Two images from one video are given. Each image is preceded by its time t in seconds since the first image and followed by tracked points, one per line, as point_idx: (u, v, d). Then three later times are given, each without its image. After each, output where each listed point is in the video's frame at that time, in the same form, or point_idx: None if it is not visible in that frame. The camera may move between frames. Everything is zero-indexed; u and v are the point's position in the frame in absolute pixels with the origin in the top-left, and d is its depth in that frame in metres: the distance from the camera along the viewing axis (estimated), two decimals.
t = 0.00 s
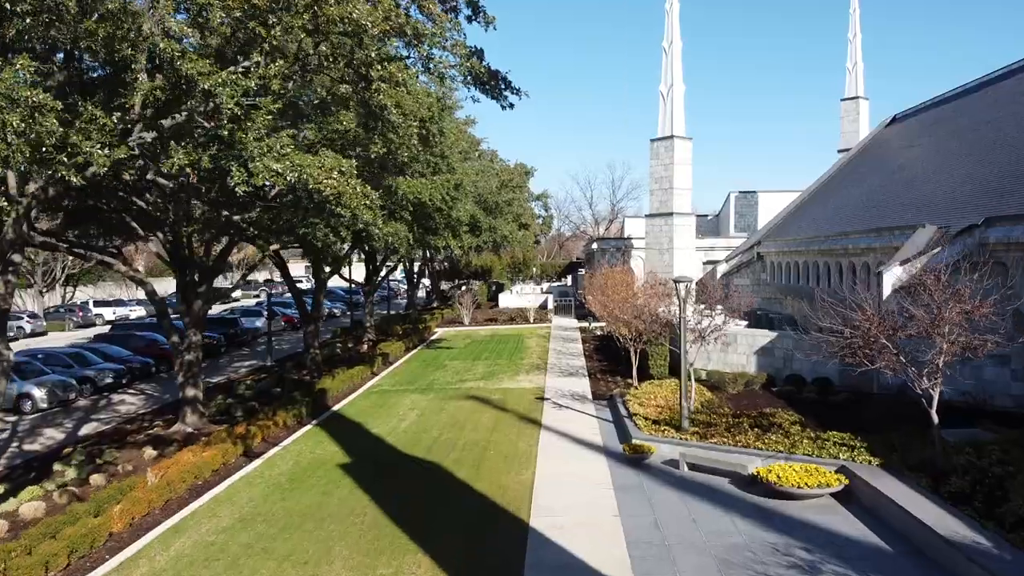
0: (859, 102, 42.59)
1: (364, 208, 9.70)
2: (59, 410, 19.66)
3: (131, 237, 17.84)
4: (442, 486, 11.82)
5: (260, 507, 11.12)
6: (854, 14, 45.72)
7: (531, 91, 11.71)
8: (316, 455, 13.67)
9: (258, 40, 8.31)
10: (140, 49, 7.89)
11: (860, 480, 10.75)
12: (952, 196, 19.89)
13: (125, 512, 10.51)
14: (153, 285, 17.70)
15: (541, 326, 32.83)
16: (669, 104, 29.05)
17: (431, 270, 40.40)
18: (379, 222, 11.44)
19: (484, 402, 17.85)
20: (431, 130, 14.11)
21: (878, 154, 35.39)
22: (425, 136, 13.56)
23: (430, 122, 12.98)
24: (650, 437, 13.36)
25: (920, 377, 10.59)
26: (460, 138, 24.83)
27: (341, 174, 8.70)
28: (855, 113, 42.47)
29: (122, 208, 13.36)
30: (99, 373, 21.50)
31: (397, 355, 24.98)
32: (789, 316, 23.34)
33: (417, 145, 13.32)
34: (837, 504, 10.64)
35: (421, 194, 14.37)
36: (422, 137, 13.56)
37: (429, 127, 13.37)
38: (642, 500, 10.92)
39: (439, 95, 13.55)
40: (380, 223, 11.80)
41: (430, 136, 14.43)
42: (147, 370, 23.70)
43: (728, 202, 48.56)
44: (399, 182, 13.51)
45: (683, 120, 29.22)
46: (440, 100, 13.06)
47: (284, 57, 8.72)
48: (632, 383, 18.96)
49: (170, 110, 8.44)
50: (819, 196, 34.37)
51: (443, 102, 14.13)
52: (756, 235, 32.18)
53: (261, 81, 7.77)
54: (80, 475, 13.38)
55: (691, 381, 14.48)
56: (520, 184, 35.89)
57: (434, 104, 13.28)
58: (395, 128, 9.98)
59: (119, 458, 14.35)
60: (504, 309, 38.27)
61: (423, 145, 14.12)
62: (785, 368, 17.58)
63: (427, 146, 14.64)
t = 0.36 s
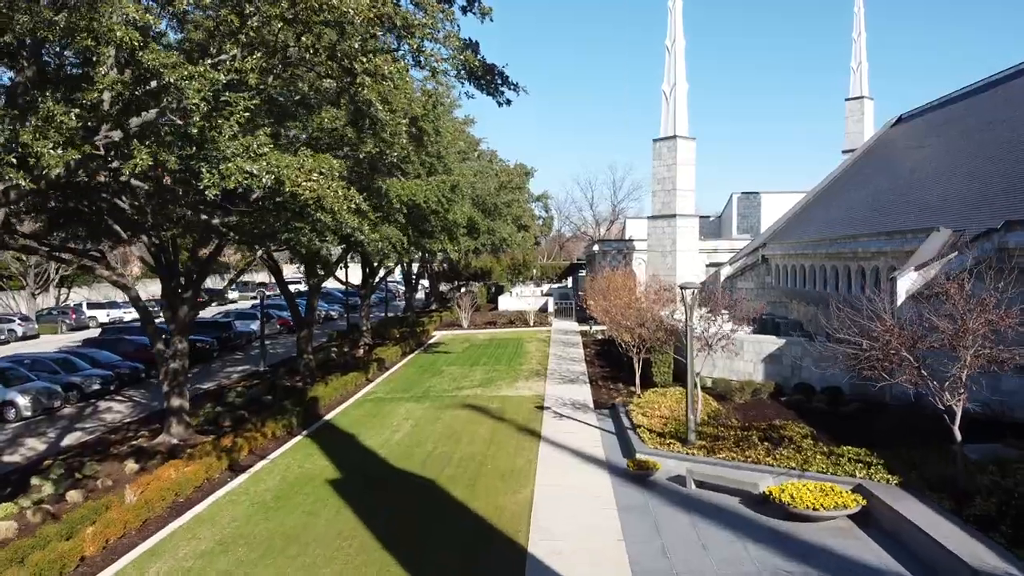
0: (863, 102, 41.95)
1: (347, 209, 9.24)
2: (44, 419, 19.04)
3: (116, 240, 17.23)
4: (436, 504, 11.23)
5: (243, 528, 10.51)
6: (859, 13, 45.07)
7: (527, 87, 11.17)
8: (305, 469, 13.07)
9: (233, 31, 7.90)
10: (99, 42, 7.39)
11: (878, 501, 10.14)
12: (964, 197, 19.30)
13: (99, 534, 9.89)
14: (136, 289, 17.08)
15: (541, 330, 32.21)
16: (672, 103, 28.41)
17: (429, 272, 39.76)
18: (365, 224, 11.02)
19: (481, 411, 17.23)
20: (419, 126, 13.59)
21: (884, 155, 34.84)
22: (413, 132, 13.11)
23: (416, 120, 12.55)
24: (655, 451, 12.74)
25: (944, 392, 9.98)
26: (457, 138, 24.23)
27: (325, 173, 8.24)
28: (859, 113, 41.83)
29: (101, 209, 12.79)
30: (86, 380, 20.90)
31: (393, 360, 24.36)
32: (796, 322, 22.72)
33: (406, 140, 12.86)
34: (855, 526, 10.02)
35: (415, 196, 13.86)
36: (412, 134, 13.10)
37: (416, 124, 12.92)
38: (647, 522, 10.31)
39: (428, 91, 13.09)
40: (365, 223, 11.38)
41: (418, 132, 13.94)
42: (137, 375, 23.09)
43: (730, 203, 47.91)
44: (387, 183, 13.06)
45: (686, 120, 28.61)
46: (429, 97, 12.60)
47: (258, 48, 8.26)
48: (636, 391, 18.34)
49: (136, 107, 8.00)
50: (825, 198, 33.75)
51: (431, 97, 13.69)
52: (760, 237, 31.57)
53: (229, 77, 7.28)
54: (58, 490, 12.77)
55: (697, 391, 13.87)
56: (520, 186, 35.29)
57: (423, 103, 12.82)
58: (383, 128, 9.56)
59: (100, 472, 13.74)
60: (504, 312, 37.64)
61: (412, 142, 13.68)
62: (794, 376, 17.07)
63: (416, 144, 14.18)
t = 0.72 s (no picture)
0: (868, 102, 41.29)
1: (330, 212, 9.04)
2: (27, 427, 18.44)
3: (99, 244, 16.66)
4: (426, 523, 10.70)
5: (224, 552, 9.91)
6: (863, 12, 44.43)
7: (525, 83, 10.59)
8: (291, 485, 12.47)
9: (203, 22, 7.69)
10: (55, 33, 7.24)
11: (899, 524, 9.52)
12: (977, 198, 18.71)
13: (68, 558, 9.28)
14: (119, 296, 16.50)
15: (541, 333, 31.61)
16: (675, 103, 27.82)
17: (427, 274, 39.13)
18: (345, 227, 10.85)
19: (478, 420, 16.63)
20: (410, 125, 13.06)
21: (890, 155, 34.28)
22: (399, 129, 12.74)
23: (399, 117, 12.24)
24: (659, 468, 12.14)
25: (970, 410, 9.36)
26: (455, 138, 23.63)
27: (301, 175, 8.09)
28: (864, 113, 41.19)
29: (78, 210, 12.26)
30: (72, 387, 20.31)
31: (389, 366, 23.75)
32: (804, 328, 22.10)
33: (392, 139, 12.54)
34: (874, 552, 9.41)
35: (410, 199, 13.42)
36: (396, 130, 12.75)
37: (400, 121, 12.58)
38: (649, 544, 9.74)
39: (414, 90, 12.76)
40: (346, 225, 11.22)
41: (409, 129, 13.45)
42: (125, 381, 22.50)
43: (732, 204, 47.26)
44: (377, 186, 12.69)
45: (689, 120, 28.02)
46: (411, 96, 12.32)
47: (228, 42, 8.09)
48: (638, 400, 17.73)
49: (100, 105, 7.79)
50: (830, 199, 33.14)
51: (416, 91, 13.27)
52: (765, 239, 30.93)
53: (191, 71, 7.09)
54: (33, 507, 12.18)
55: (703, 404, 13.27)
56: (520, 187, 34.67)
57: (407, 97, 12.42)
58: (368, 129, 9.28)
59: (78, 488, 13.15)
60: (503, 315, 37.02)
61: (399, 142, 13.31)
62: (801, 386, 16.52)
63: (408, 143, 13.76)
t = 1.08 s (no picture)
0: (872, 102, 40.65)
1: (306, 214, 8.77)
2: (9, 437, 17.83)
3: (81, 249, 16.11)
4: (417, 545, 10.11)
5: None
6: (867, 10, 43.79)
7: (519, 80, 10.02)
8: (276, 504, 11.86)
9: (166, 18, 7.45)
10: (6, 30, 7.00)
11: (921, 552, 8.92)
12: (987, 197, 18.16)
13: None
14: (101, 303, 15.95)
15: (540, 338, 30.98)
16: (677, 102, 27.20)
17: (425, 276, 38.48)
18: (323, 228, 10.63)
19: (474, 431, 16.03)
20: (401, 124, 12.48)
21: (896, 156, 33.71)
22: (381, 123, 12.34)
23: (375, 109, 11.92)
24: (663, 486, 11.54)
25: (998, 431, 8.76)
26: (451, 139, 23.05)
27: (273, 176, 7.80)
28: (868, 113, 40.55)
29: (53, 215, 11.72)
30: (57, 395, 19.71)
31: (384, 372, 23.14)
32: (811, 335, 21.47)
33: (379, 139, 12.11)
34: None
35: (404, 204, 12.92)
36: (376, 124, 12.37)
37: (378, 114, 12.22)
38: (654, 571, 9.15)
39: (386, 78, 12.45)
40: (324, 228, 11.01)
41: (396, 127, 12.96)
42: (114, 388, 21.88)
43: (734, 205, 46.62)
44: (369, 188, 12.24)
45: (692, 120, 27.42)
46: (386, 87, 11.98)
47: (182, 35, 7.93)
48: (640, 410, 17.10)
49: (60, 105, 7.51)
50: (834, 201, 32.53)
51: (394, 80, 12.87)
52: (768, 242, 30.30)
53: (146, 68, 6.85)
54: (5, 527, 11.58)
55: (710, 418, 12.66)
56: (519, 189, 34.08)
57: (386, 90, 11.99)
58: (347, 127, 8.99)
59: (55, 506, 12.55)
60: (502, 318, 36.39)
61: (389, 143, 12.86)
62: (810, 396, 15.94)
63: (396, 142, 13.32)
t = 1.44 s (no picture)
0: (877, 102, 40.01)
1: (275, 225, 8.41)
2: None
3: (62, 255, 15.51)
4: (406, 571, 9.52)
5: None
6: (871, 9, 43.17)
7: (512, 77, 9.44)
8: (259, 525, 11.26)
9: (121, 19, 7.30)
10: None
11: None
12: (996, 195, 17.65)
13: None
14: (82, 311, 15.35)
15: (539, 342, 30.33)
16: (679, 102, 26.62)
17: (422, 279, 37.82)
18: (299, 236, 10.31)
19: (470, 443, 15.42)
20: (392, 123, 11.96)
21: (901, 157, 33.17)
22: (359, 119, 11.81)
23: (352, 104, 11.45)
24: (668, 507, 10.94)
25: None
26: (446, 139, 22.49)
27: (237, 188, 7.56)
28: (873, 113, 39.90)
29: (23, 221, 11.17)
30: (40, 403, 19.10)
31: (378, 379, 22.51)
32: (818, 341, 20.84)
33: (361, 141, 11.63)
34: None
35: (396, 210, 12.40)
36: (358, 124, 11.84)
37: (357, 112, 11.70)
38: None
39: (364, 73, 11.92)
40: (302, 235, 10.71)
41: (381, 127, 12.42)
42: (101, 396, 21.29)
43: (736, 206, 45.96)
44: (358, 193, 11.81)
45: (695, 120, 26.84)
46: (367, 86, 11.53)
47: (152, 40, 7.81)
48: (643, 421, 16.48)
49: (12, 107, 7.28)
50: (839, 203, 31.91)
51: (375, 75, 12.33)
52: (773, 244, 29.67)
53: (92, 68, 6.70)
54: None
55: (718, 432, 12.07)
56: (517, 191, 33.44)
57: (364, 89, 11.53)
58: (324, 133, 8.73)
59: (27, 525, 11.95)
60: (501, 322, 35.73)
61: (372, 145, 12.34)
62: (820, 407, 15.33)
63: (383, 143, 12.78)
